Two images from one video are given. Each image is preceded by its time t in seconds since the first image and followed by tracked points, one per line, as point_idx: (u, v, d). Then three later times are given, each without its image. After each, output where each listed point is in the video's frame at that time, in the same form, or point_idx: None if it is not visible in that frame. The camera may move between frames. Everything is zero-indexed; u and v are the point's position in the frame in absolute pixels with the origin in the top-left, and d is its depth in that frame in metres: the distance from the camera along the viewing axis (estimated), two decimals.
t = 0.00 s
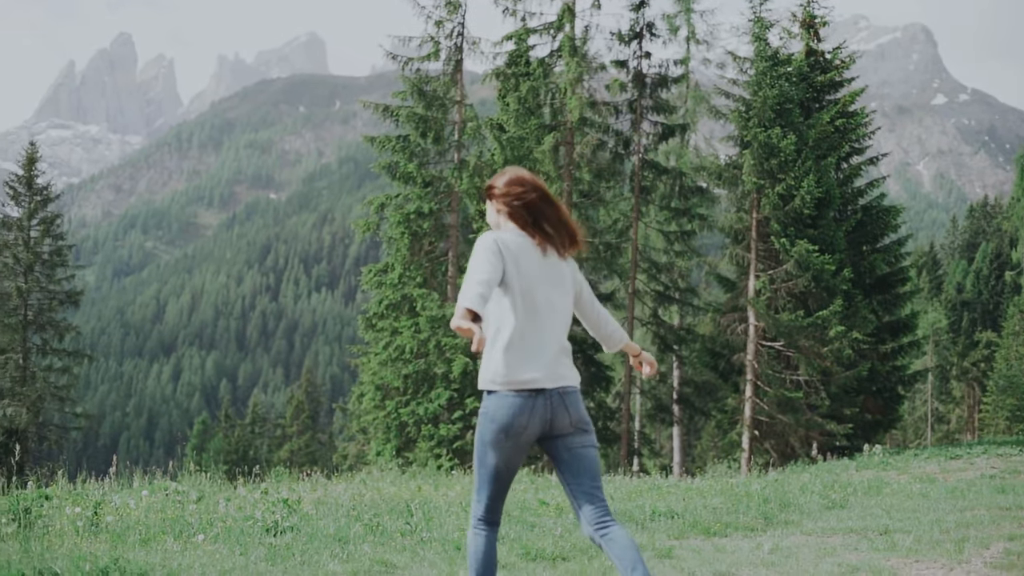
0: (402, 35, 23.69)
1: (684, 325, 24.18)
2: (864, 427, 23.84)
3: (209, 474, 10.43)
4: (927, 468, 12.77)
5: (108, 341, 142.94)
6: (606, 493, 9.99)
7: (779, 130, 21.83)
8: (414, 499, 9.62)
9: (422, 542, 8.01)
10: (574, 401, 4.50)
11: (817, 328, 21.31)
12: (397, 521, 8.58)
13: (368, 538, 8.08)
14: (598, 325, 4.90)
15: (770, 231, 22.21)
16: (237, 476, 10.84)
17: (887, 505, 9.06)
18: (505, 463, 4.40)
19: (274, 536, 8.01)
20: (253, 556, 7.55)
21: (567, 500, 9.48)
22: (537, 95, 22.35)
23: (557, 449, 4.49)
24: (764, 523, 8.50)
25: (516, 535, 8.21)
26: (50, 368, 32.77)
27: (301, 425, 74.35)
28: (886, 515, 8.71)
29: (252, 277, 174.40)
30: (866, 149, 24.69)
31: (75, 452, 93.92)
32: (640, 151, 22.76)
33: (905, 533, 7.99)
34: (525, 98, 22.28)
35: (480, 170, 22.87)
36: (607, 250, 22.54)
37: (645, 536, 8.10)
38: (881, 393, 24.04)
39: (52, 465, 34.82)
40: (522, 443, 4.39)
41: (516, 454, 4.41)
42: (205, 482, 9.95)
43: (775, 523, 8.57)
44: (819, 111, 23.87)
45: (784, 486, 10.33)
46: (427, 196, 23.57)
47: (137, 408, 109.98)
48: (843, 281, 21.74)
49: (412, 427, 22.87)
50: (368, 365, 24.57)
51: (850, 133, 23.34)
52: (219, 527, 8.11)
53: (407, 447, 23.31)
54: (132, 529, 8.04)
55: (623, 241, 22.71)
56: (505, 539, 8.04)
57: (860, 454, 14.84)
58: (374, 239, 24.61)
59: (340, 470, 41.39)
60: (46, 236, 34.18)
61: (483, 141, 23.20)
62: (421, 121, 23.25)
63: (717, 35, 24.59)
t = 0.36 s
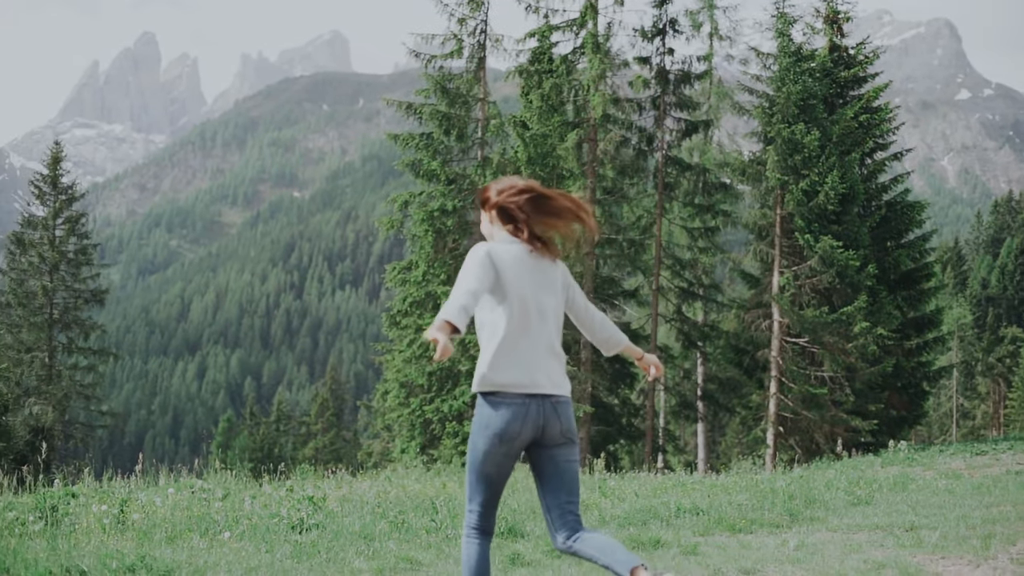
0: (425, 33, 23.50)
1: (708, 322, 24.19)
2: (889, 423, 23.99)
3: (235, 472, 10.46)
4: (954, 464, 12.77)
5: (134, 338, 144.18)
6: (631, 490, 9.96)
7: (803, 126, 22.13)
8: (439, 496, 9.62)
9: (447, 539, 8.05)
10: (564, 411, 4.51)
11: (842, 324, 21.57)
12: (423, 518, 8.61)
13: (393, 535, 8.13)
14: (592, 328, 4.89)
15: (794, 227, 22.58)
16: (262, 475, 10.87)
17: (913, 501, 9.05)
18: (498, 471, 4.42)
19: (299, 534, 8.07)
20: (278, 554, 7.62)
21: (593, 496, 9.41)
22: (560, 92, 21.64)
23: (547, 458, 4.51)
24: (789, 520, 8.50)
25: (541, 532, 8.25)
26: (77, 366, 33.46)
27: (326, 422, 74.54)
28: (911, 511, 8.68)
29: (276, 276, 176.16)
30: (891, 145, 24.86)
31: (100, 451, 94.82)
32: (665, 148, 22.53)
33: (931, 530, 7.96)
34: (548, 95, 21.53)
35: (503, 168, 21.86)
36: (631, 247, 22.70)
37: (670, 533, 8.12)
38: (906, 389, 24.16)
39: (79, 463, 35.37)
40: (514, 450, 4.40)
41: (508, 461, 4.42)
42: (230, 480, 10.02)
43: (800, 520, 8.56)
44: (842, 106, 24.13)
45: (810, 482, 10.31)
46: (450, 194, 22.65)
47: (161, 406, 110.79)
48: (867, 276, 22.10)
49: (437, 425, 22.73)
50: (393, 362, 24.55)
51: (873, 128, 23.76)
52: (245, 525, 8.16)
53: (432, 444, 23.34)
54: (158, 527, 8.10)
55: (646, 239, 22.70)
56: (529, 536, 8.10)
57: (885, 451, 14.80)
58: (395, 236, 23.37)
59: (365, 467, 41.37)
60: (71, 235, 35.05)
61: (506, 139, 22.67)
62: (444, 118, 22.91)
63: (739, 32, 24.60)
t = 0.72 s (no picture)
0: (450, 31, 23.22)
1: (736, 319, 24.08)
2: (918, 420, 24.20)
3: (264, 470, 10.48)
4: (984, 461, 12.69)
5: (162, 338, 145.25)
6: (661, 487, 9.96)
7: (831, 123, 21.83)
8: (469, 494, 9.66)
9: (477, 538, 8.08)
10: (559, 435, 4.46)
11: (870, 321, 21.32)
12: (452, 516, 8.63)
13: (423, 532, 8.16)
14: (603, 339, 4.83)
15: (822, 223, 22.54)
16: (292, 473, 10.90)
17: (944, 498, 9.01)
18: (498, 486, 4.34)
19: (329, 532, 8.12)
20: (309, 552, 7.67)
21: (623, 494, 9.40)
22: (586, 89, 21.61)
23: (539, 482, 4.51)
24: (819, 517, 8.50)
25: (571, 529, 8.21)
26: (107, 365, 33.89)
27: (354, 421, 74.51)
28: (942, 508, 8.65)
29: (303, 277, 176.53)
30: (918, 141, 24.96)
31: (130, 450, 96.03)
32: (691, 145, 22.60)
33: (962, 527, 7.92)
34: (575, 93, 21.54)
35: (530, 165, 21.61)
36: (658, 244, 22.68)
37: (700, 530, 8.14)
38: (936, 386, 24.28)
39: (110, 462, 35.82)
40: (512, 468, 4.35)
41: (507, 481, 4.37)
42: (260, 478, 10.08)
43: (830, 517, 8.55)
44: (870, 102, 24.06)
45: (839, 480, 10.29)
46: (477, 191, 22.20)
47: (191, 406, 111.96)
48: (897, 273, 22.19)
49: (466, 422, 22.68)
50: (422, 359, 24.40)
51: (901, 125, 23.84)
52: (274, 523, 8.21)
53: (461, 442, 23.33)
54: (188, 525, 8.16)
55: (675, 236, 22.68)
56: (559, 533, 8.07)
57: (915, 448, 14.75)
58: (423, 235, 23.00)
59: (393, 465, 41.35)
60: (100, 235, 35.53)
61: (533, 136, 22.20)
62: (471, 117, 22.27)
63: (767, 28, 23.42)
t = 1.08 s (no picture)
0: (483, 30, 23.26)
1: (771, 315, 24.30)
2: (953, 416, 24.19)
3: (298, 469, 10.61)
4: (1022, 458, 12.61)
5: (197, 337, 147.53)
6: (695, 485, 10.00)
7: (864, 118, 21.71)
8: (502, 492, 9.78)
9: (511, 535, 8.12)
10: (566, 436, 4.72)
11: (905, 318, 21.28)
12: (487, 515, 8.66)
13: (457, 530, 8.20)
14: (619, 336, 5.12)
15: (855, 220, 22.35)
16: (327, 472, 11.05)
17: (980, 495, 8.95)
18: (512, 484, 4.64)
19: (365, 530, 8.16)
20: (344, 550, 7.71)
21: (657, 492, 9.44)
22: (619, 87, 22.15)
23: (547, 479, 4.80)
24: (854, 514, 8.48)
25: (605, 526, 8.26)
26: (143, 363, 34.32)
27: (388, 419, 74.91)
28: (978, 505, 8.61)
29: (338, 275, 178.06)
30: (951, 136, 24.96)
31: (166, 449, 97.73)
32: (723, 142, 22.75)
33: (1000, 524, 7.86)
34: (607, 91, 22.03)
35: (563, 163, 21.58)
36: (691, 241, 22.98)
37: (735, 528, 8.16)
38: (970, 383, 24.25)
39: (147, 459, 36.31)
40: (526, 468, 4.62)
41: (523, 481, 4.64)
42: (295, 477, 10.16)
43: (865, 514, 8.54)
44: (903, 98, 24.15)
45: (873, 477, 10.26)
46: (510, 190, 22.24)
47: (227, 403, 113.85)
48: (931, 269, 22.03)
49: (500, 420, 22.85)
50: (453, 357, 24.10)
51: (934, 120, 23.97)
52: (310, 521, 8.25)
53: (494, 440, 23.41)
54: (225, 523, 8.24)
55: (707, 233, 22.99)
56: (593, 532, 8.06)
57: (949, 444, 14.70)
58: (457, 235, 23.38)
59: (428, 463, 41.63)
60: (136, 234, 36.30)
61: (566, 134, 22.19)
62: (503, 115, 22.20)
63: (798, 24, 23.83)
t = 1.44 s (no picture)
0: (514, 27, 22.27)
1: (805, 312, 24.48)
2: (991, 412, 24.17)
3: (333, 468, 10.66)
4: None
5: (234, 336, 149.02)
6: (732, 482, 10.00)
7: (898, 114, 22.39)
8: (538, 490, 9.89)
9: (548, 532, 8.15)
10: (577, 423, 4.99)
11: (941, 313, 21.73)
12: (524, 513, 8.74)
13: (493, 529, 8.23)
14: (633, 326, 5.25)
15: (891, 215, 22.76)
16: (360, 470, 11.07)
17: (1020, 492, 8.88)
18: (534, 470, 4.86)
19: (401, 528, 8.19)
20: (381, 548, 7.73)
21: (693, 489, 9.49)
22: (652, 83, 22.12)
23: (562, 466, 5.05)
24: (892, 511, 8.44)
25: (643, 524, 8.32)
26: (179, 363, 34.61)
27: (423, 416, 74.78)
28: (1016, 501, 8.56)
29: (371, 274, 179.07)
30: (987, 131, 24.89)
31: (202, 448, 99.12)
32: (758, 138, 22.67)
33: None
34: (641, 87, 21.99)
35: (598, 161, 21.46)
36: (727, 237, 23.07)
37: (773, 526, 8.16)
38: (1009, 379, 23.98)
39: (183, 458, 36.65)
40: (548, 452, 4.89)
41: (545, 466, 4.89)
42: (330, 476, 10.20)
43: (903, 511, 8.51)
44: (938, 93, 24.41)
45: (911, 473, 10.23)
46: (544, 188, 22.04)
47: (262, 403, 115.27)
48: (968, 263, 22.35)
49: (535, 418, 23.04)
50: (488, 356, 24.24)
51: (970, 115, 24.17)
52: (346, 520, 8.32)
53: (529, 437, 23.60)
54: (261, 522, 8.28)
55: (742, 230, 23.23)
56: (631, 530, 8.13)
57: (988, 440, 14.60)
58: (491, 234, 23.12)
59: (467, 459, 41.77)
60: (170, 235, 36.21)
61: (600, 132, 21.88)
62: (537, 113, 21.75)
63: (832, 19, 23.45)
